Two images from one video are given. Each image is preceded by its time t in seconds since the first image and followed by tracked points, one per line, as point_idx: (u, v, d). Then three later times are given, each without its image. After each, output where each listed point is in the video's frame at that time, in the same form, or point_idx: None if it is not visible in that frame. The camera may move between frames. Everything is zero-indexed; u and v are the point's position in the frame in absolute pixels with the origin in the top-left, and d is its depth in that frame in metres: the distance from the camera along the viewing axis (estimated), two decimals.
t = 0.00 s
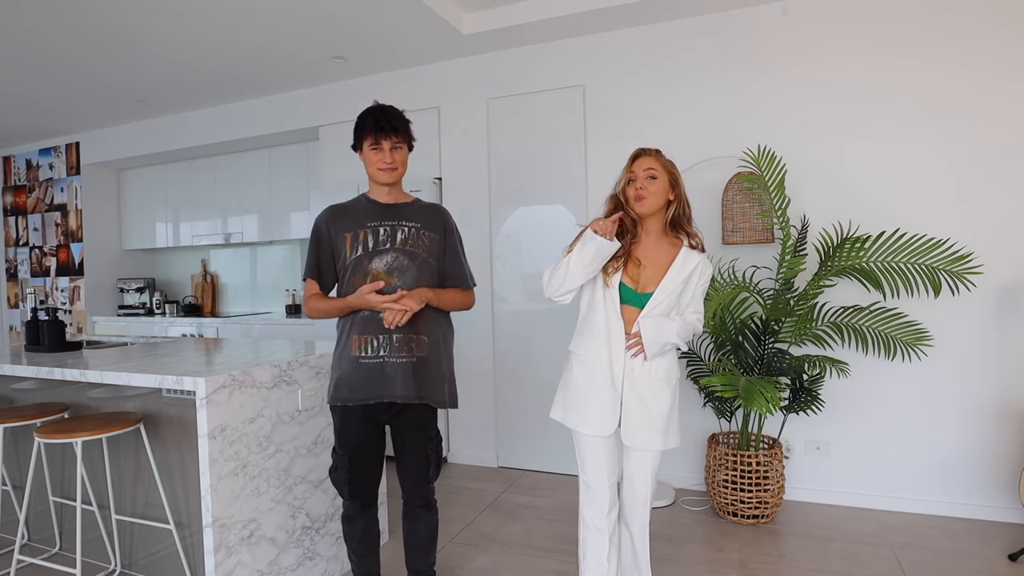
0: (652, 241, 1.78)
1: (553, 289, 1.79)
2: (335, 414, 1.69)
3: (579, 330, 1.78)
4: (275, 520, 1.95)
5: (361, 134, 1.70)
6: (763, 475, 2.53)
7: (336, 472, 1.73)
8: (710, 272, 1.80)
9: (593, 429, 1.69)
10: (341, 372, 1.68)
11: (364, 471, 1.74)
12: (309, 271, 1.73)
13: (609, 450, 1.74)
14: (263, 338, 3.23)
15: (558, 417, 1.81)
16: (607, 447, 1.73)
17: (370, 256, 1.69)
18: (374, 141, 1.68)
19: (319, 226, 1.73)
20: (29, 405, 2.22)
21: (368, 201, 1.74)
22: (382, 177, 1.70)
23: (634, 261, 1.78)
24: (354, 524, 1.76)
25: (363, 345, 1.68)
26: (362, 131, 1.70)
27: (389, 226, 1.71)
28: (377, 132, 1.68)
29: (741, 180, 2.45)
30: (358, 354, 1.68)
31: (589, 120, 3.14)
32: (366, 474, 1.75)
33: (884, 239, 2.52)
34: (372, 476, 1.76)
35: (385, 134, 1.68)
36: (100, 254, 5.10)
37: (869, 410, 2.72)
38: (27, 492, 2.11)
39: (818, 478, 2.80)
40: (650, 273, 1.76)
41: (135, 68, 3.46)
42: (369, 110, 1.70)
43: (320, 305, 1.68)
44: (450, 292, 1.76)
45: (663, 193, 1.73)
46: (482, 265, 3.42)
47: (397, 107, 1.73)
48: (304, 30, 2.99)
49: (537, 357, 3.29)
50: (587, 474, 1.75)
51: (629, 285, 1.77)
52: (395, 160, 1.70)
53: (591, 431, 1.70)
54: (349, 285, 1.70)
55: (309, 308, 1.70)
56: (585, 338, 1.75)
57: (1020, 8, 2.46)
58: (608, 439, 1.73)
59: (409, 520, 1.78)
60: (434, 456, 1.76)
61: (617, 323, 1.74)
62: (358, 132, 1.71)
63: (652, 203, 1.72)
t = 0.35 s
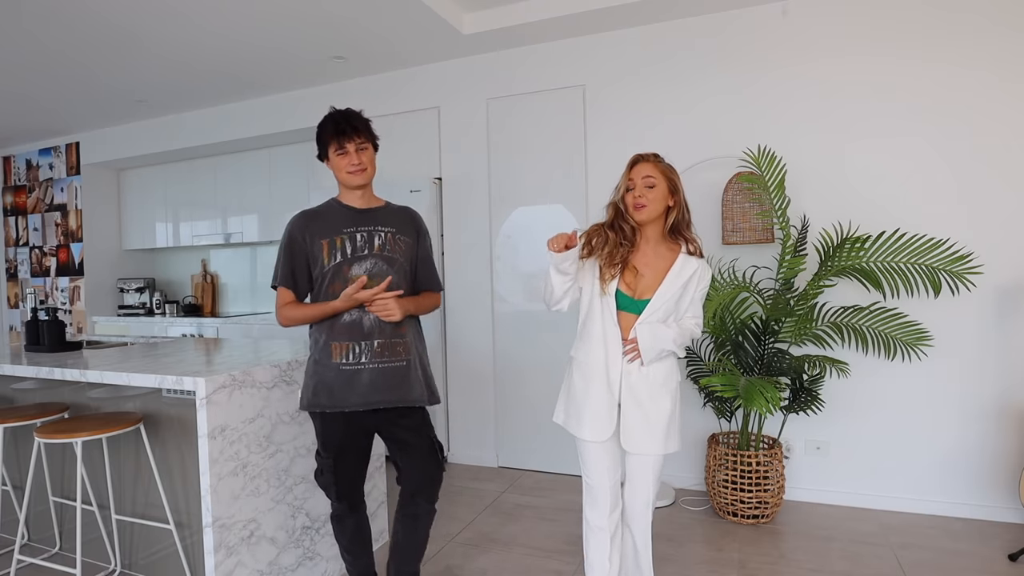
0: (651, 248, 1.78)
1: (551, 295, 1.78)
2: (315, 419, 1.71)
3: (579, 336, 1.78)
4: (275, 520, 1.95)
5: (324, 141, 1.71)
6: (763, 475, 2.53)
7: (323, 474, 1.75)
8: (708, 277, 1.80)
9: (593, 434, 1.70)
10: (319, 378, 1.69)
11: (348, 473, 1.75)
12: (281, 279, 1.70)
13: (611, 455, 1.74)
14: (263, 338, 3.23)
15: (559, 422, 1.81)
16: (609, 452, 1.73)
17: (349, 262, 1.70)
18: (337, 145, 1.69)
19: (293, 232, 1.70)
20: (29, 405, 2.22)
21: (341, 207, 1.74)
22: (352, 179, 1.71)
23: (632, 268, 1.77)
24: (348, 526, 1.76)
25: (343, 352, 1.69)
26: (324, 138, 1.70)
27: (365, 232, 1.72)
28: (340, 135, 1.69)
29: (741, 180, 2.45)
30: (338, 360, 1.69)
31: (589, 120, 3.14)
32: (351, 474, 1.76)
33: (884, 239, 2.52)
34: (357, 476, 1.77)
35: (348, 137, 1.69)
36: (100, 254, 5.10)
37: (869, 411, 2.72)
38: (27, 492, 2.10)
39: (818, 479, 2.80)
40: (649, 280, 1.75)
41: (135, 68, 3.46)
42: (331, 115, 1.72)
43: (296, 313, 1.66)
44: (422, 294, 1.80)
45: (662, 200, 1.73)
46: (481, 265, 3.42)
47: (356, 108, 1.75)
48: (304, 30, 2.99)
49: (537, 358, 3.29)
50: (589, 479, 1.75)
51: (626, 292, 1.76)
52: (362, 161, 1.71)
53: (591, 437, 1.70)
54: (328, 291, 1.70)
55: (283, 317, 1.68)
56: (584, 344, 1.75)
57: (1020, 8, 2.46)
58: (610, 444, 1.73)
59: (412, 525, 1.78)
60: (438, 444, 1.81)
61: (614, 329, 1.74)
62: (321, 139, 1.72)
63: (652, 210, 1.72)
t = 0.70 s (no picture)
0: (652, 251, 1.78)
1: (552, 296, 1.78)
2: (313, 423, 1.71)
3: (580, 335, 1.78)
4: (275, 520, 1.95)
5: (312, 148, 1.74)
6: (763, 475, 2.53)
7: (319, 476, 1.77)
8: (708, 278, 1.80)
9: (594, 434, 1.69)
10: (318, 382, 1.69)
11: (346, 473, 1.79)
12: (279, 287, 1.66)
13: (612, 454, 1.74)
14: (263, 338, 3.23)
15: (560, 422, 1.81)
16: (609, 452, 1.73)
17: (349, 267, 1.74)
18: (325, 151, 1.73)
19: (291, 239, 1.67)
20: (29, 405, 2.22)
21: (336, 213, 1.75)
22: (340, 184, 1.74)
23: (633, 270, 1.77)
24: (344, 527, 1.74)
25: (345, 355, 1.71)
26: (312, 144, 1.73)
27: (362, 236, 1.76)
28: (328, 142, 1.72)
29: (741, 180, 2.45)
30: (341, 363, 1.70)
31: (589, 120, 3.14)
32: (347, 473, 1.79)
33: (884, 239, 2.52)
34: (351, 475, 1.81)
35: (335, 142, 1.72)
36: (100, 254, 5.10)
37: (869, 411, 2.72)
38: (27, 492, 2.10)
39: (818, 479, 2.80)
40: (651, 282, 1.75)
41: (135, 68, 3.46)
42: (317, 122, 1.74)
43: (291, 320, 1.63)
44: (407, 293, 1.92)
45: (664, 203, 1.73)
46: (481, 266, 3.42)
47: (340, 115, 1.78)
48: (303, 30, 2.99)
49: (536, 357, 3.29)
50: (590, 479, 1.75)
51: (627, 294, 1.76)
52: (350, 166, 1.74)
53: (592, 437, 1.70)
54: (330, 296, 1.71)
55: (278, 325, 1.63)
56: (585, 345, 1.75)
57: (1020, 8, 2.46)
58: (611, 445, 1.73)
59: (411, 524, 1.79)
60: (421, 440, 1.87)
61: (614, 329, 1.73)
62: (308, 146, 1.75)
63: (654, 214, 1.72)
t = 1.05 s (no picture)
0: (654, 251, 1.78)
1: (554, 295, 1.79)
2: (295, 425, 1.71)
3: (580, 334, 1.78)
4: (275, 520, 1.95)
5: (317, 151, 1.74)
6: (763, 475, 2.53)
7: (305, 479, 1.76)
8: (710, 278, 1.80)
9: (595, 434, 1.69)
10: (299, 385, 1.70)
11: (331, 474, 1.79)
12: (264, 284, 1.66)
13: (612, 454, 1.74)
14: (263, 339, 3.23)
15: (561, 422, 1.81)
16: (609, 453, 1.73)
17: (335, 273, 1.74)
18: (330, 158, 1.73)
19: (280, 238, 1.68)
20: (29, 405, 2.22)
21: (326, 216, 1.76)
22: (338, 194, 1.74)
23: (635, 269, 1.77)
24: (339, 536, 1.73)
25: (326, 359, 1.71)
26: (318, 148, 1.73)
27: (351, 243, 1.77)
28: (333, 149, 1.72)
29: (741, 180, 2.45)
30: (320, 367, 1.71)
31: (589, 120, 3.14)
32: (334, 474, 1.79)
33: (884, 239, 2.52)
34: (338, 477, 1.80)
35: (342, 151, 1.73)
36: (100, 254, 5.10)
37: (869, 411, 2.72)
38: (26, 492, 2.10)
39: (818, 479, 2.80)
40: (654, 280, 1.76)
41: (135, 68, 3.46)
42: (326, 128, 1.75)
43: (274, 319, 1.64)
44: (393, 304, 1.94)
45: (666, 203, 1.73)
46: (481, 266, 3.42)
47: (350, 124, 1.80)
48: (303, 30, 2.99)
49: (536, 357, 3.29)
50: (590, 479, 1.75)
51: (627, 291, 1.76)
52: (352, 177, 1.75)
53: (592, 437, 1.70)
54: (313, 300, 1.72)
55: (260, 323, 1.63)
56: (586, 344, 1.75)
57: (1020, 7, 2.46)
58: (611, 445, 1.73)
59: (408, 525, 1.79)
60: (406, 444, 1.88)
61: (615, 328, 1.73)
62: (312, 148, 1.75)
63: (656, 214, 1.72)
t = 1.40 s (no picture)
0: (653, 247, 1.78)
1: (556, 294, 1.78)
2: (291, 426, 1.72)
3: (581, 333, 1.78)
4: (275, 520, 1.95)
5: (306, 151, 1.74)
6: (763, 475, 2.53)
7: (303, 480, 1.78)
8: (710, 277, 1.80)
9: (595, 433, 1.69)
10: (294, 385, 1.70)
11: (330, 474, 1.79)
12: (252, 284, 1.67)
13: (613, 454, 1.74)
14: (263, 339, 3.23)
15: (561, 422, 1.80)
16: (609, 452, 1.73)
17: (324, 270, 1.74)
18: (318, 159, 1.73)
19: (267, 239, 1.68)
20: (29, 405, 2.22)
21: (314, 216, 1.76)
22: (326, 194, 1.74)
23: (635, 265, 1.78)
24: (333, 537, 1.75)
25: (320, 358, 1.71)
26: (307, 148, 1.73)
27: (339, 241, 1.77)
28: (323, 149, 1.73)
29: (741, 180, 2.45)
30: (315, 366, 1.71)
31: (589, 120, 3.14)
32: (332, 475, 1.79)
33: (884, 239, 2.52)
34: (336, 477, 1.81)
35: (331, 151, 1.73)
36: (99, 254, 5.10)
37: (869, 410, 2.72)
38: (26, 492, 2.10)
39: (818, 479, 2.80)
40: (654, 277, 1.76)
41: (135, 68, 3.46)
42: (314, 129, 1.75)
43: (258, 318, 1.64)
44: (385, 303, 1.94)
45: (666, 199, 1.73)
46: (481, 265, 3.42)
47: (340, 126, 1.80)
48: (303, 29, 2.99)
49: (535, 357, 3.29)
50: (590, 479, 1.74)
51: (628, 288, 1.76)
52: (340, 178, 1.75)
53: (593, 436, 1.69)
54: (302, 299, 1.72)
55: (245, 323, 1.64)
56: (587, 343, 1.74)
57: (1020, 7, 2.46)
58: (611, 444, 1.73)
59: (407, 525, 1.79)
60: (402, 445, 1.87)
61: (615, 325, 1.73)
62: (301, 150, 1.75)
63: (656, 210, 1.72)
